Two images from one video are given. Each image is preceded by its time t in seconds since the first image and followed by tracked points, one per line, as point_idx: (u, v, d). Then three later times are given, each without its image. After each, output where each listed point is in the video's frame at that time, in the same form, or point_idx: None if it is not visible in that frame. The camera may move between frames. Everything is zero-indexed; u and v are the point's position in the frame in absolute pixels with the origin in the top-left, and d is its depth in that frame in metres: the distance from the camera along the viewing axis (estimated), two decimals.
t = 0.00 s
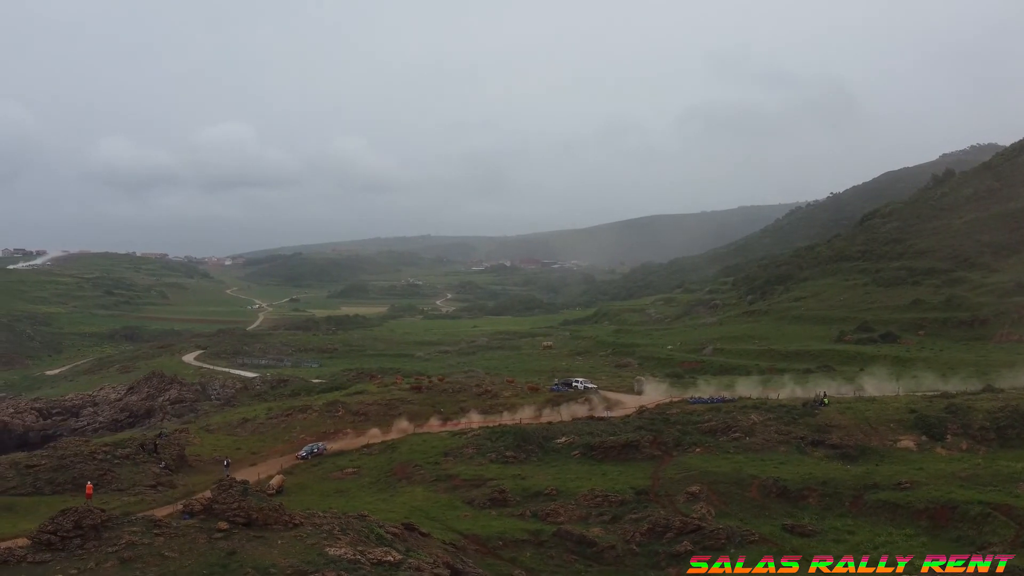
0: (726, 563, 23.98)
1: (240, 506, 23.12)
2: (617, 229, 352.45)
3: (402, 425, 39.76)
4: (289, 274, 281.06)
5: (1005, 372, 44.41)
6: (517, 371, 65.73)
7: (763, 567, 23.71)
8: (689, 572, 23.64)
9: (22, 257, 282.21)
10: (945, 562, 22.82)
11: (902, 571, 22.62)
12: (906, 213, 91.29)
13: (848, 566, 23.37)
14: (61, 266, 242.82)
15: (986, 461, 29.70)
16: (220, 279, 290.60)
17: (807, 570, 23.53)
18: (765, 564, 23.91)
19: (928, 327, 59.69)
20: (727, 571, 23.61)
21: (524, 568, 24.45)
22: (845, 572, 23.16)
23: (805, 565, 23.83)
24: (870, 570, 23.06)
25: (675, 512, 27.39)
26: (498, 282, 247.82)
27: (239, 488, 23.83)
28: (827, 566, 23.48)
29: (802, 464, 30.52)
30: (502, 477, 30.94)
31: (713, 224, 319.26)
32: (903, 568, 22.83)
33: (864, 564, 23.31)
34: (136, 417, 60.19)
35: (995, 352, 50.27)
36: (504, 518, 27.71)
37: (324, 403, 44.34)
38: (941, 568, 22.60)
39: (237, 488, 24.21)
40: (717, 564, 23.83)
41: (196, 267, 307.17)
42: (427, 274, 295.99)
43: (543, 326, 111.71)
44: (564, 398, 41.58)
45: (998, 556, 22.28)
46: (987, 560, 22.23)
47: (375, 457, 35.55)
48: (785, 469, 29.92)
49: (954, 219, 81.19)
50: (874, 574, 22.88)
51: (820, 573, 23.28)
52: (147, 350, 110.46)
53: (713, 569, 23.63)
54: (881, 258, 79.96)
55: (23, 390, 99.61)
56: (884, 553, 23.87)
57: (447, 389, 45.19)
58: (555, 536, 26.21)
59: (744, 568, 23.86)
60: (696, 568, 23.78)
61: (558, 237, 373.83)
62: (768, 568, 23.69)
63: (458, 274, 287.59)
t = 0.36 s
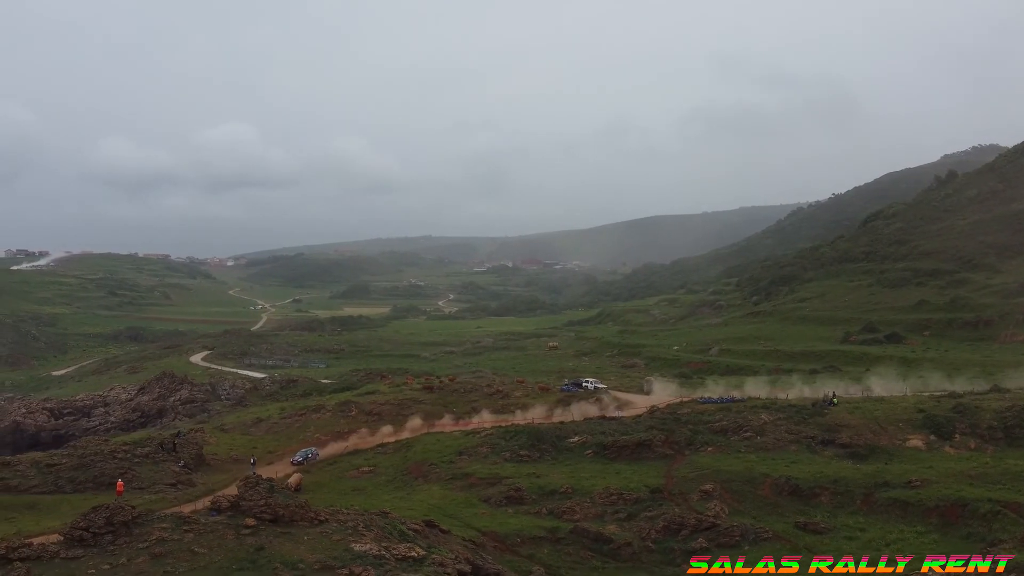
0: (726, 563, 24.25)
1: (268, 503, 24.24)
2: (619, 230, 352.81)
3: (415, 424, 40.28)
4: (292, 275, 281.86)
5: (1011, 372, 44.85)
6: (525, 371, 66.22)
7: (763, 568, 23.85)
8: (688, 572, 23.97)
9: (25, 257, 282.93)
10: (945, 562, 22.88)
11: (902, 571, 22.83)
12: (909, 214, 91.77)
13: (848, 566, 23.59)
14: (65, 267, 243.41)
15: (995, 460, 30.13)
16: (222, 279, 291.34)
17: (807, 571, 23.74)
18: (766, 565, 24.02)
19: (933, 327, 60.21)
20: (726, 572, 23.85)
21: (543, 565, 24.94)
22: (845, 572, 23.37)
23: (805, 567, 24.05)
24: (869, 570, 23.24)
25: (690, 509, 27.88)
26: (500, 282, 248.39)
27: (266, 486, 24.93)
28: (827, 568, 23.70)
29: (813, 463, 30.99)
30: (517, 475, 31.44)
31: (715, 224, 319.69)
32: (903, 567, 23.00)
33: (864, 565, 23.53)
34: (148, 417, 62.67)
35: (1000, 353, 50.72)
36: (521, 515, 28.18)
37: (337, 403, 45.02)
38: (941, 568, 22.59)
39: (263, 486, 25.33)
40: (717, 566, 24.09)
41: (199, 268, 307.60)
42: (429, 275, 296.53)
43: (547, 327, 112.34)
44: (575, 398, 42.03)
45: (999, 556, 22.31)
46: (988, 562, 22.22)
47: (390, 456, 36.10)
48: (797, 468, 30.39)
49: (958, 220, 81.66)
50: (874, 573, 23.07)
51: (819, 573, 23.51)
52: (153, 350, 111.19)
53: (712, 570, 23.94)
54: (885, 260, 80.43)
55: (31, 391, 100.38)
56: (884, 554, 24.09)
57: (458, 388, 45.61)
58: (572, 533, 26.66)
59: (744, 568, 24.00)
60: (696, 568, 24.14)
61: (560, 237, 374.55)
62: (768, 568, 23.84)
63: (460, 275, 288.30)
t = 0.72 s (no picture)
0: (726, 563, 24.52)
1: (296, 496, 25.06)
2: (623, 228, 352.74)
3: (431, 421, 40.88)
4: (297, 273, 282.61)
5: (1020, 370, 45.18)
6: (535, 370, 66.66)
7: (763, 567, 23.98)
8: (688, 571, 24.37)
9: (31, 256, 284.00)
10: (945, 562, 23.16)
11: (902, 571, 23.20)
12: (915, 213, 91.90)
13: (848, 566, 23.89)
14: (71, 265, 244.42)
15: (1005, 456, 30.49)
16: (228, 277, 292.22)
17: (807, 571, 23.96)
18: (766, 565, 24.15)
19: (940, 325, 60.48)
20: (726, 572, 24.14)
21: (564, 558, 25.48)
22: (844, 572, 23.68)
23: (805, 568, 24.22)
24: (869, 570, 23.62)
25: (706, 505, 28.39)
26: (505, 280, 248.55)
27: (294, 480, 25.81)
28: (827, 567, 23.97)
29: (826, 458, 31.44)
30: (535, 471, 31.98)
31: (719, 222, 319.49)
32: (903, 567, 23.45)
33: (863, 565, 23.85)
34: (163, 414, 63.72)
35: (1008, 350, 50.97)
36: (540, 510, 28.74)
37: (353, 400, 45.70)
38: (941, 568, 23.00)
39: (291, 480, 26.16)
40: (717, 565, 24.41)
41: (204, 267, 308.30)
42: (434, 273, 296.89)
43: (554, 324, 112.79)
44: (588, 395, 42.56)
45: (1000, 555, 22.45)
46: (987, 561, 22.48)
47: (407, 452, 36.69)
48: (811, 464, 30.86)
49: (964, 219, 81.80)
50: (873, 573, 23.46)
51: (820, 573, 23.76)
52: (163, 349, 111.98)
53: (712, 570, 24.27)
54: (892, 258, 80.67)
55: (43, 389, 101.29)
56: (884, 554, 24.37)
57: (472, 385, 46.18)
58: (591, 527, 27.23)
59: (744, 568, 24.23)
60: (696, 568, 24.51)
61: (565, 236, 374.67)
62: (769, 568, 23.95)
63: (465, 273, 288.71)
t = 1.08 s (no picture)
0: (726, 563, 24.68)
1: (324, 489, 26.08)
2: (631, 225, 352.33)
3: (449, 416, 41.52)
4: (307, 269, 284.06)
5: None
6: (547, 366, 67.08)
7: (762, 568, 24.01)
8: (688, 572, 24.55)
9: (43, 253, 286.61)
10: (945, 561, 23.25)
11: (902, 571, 23.16)
12: (926, 210, 91.71)
13: (847, 566, 23.72)
14: (83, 262, 246.56)
15: (1019, 450, 30.73)
16: (237, 274, 293.92)
17: (806, 571, 23.76)
18: (765, 565, 24.16)
19: (951, 322, 60.55)
20: (726, 572, 24.32)
21: (584, 550, 26.01)
22: (844, 572, 23.51)
23: (804, 567, 24.03)
24: (868, 570, 23.54)
25: (723, 498, 28.86)
26: (514, 277, 248.84)
27: (323, 474, 26.81)
28: (826, 568, 23.75)
29: (841, 453, 31.81)
30: (554, 465, 32.54)
31: (728, 219, 318.73)
32: (904, 567, 23.42)
33: (863, 565, 23.76)
34: (181, 410, 64.77)
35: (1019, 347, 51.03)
36: (560, 503, 29.30)
37: (371, 396, 46.38)
38: (941, 568, 23.02)
39: (320, 473, 27.11)
40: (716, 566, 24.62)
41: (214, 263, 310.15)
42: (442, 269, 297.69)
43: (564, 321, 113.19)
44: (604, 391, 43.09)
45: (1001, 555, 22.52)
46: (987, 561, 22.51)
47: (427, 447, 37.32)
48: (826, 458, 31.24)
49: (975, 216, 81.64)
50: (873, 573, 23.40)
51: (819, 573, 23.55)
52: (176, 345, 113.12)
53: (712, 570, 24.48)
54: (902, 255, 80.65)
55: (59, 384, 102.64)
56: (884, 554, 24.34)
57: (489, 381, 46.76)
58: (611, 520, 27.76)
59: (743, 568, 24.33)
60: (696, 569, 24.76)
61: (572, 232, 374.66)
62: (767, 569, 23.96)
63: (473, 269, 289.45)
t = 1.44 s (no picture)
0: (726, 563, 24.63)
1: (353, 481, 27.09)
2: (642, 221, 351.63)
3: (469, 412, 42.21)
4: (318, 266, 285.70)
5: None
6: (562, 362, 67.58)
7: (763, 567, 23.99)
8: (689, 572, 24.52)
9: (57, 249, 289.60)
10: (946, 561, 23.20)
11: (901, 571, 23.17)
12: (938, 206, 91.36)
13: (848, 566, 23.58)
14: (97, 259, 248.97)
15: None
16: (249, 270, 295.97)
17: (807, 571, 23.69)
18: (765, 565, 24.16)
19: (964, 318, 60.54)
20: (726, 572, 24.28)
21: (606, 542, 26.55)
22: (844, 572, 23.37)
23: (805, 567, 23.97)
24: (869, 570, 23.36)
25: (742, 492, 29.33)
26: (524, 274, 249.23)
27: (352, 466, 27.82)
28: (827, 567, 23.65)
29: (857, 448, 32.17)
30: (574, 459, 33.15)
31: (738, 215, 317.65)
32: (904, 568, 23.35)
33: (864, 565, 23.57)
34: (200, 406, 65.89)
35: None
36: (581, 496, 29.88)
37: (391, 391, 47.12)
38: (941, 568, 23.00)
39: (348, 466, 28.10)
40: (717, 566, 24.58)
41: (226, 260, 312.43)
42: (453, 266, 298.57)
43: (576, 317, 113.64)
44: (621, 387, 43.65)
45: (999, 555, 22.63)
46: (988, 560, 22.51)
47: (447, 441, 37.97)
48: (842, 453, 31.60)
49: (987, 213, 81.37)
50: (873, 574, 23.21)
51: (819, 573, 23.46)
52: (192, 341, 114.49)
53: (711, 569, 24.47)
54: (914, 252, 80.49)
55: (78, 380, 104.21)
56: (885, 554, 24.34)
57: (506, 377, 47.38)
58: (631, 513, 28.29)
59: (743, 568, 24.27)
60: (696, 568, 24.71)
61: (582, 228, 374.53)
62: (768, 568, 23.96)
63: (484, 266, 290.15)
